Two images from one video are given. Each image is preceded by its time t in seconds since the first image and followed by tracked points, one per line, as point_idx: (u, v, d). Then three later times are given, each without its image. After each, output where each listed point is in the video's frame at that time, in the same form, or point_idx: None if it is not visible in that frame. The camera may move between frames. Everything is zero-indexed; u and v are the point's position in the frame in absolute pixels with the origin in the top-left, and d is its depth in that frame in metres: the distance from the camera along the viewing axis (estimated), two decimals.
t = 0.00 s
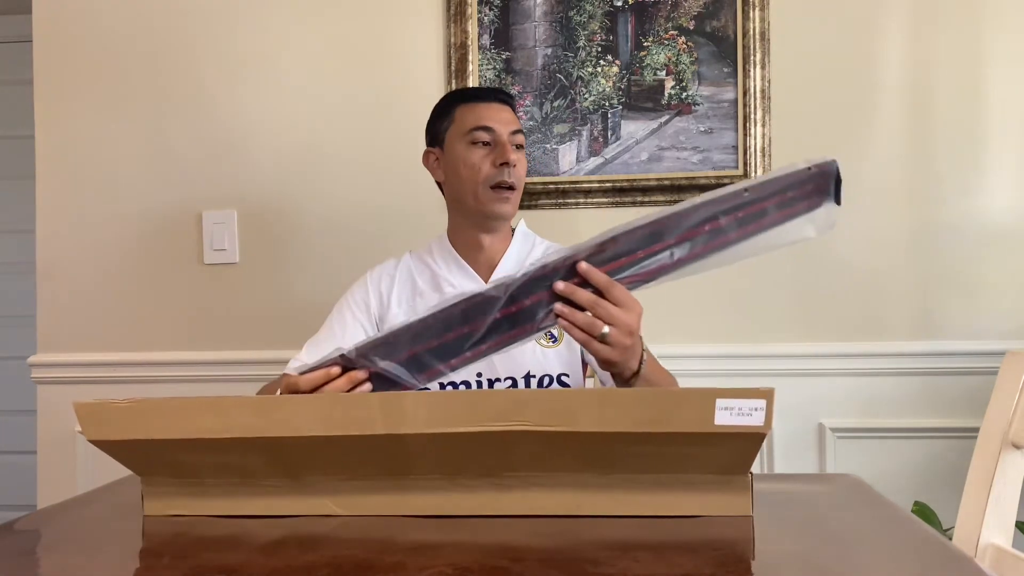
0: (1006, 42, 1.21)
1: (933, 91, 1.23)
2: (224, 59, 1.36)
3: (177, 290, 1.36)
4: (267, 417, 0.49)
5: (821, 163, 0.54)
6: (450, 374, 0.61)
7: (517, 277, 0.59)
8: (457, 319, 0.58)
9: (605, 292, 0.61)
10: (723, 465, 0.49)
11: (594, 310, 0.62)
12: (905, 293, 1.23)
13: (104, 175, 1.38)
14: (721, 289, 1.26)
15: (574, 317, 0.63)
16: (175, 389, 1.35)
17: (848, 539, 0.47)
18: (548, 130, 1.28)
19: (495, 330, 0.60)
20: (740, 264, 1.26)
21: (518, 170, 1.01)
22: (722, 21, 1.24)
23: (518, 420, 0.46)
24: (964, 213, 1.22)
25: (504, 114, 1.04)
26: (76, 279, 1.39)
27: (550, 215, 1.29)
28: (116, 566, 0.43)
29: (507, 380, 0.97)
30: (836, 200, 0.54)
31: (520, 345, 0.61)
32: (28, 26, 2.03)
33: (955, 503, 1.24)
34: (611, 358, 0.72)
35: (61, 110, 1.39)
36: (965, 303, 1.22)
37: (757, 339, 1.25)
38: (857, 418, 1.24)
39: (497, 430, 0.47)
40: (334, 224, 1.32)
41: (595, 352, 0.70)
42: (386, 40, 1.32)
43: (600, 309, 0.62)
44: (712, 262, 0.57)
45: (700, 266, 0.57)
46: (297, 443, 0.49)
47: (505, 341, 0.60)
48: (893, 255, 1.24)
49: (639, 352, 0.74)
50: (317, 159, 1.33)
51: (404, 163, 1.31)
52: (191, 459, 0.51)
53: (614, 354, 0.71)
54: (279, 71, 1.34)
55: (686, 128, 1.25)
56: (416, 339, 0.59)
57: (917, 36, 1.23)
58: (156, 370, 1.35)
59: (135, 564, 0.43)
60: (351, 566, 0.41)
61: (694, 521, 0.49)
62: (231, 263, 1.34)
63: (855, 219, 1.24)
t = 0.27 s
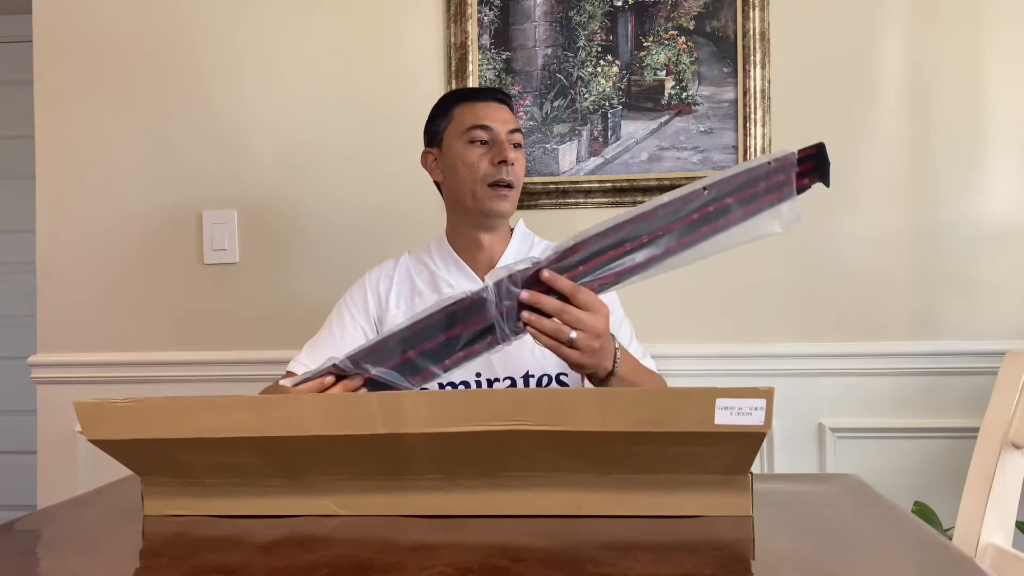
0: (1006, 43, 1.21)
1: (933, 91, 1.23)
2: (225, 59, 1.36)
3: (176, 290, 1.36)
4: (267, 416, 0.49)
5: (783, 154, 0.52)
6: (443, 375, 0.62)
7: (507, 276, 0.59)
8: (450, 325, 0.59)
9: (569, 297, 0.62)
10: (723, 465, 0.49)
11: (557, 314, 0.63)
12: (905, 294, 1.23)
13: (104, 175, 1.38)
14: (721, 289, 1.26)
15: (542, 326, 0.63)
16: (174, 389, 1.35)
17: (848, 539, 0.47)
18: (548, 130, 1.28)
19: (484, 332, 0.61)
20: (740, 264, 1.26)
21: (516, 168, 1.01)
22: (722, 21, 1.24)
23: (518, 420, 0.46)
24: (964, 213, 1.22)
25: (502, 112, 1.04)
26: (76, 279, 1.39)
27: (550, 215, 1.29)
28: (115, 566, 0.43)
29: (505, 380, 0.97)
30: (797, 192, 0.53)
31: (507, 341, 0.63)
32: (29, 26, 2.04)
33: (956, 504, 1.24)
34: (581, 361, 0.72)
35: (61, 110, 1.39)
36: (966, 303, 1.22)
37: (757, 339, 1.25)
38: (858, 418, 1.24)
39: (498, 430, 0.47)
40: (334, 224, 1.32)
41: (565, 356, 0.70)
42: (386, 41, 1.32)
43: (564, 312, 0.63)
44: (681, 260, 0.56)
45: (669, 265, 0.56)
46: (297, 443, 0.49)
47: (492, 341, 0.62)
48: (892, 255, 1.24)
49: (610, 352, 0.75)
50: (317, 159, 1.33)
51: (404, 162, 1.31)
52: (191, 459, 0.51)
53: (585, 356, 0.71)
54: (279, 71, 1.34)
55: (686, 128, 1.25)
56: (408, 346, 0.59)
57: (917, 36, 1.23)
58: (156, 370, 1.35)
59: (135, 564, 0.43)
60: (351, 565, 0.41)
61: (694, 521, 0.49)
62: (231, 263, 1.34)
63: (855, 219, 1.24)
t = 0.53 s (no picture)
0: (1006, 42, 1.21)
1: (933, 91, 1.23)
2: (225, 59, 1.36)
3: (176, 290, 1.36)
4: (267, 416, 0.49)
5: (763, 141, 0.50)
6: (456, 373, 0.62)
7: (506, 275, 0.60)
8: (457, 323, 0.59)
9: (553, 301, 0.61)
10: (723, 465, 0.49)
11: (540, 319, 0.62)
12: (905, 294, 1.23)
13: (104, 175, 1.38)
14: (721, 289, 1.26)
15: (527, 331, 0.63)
16: (174, 389, 1.35)
17: (848, 539, 0.47)
18: (548, 130, 1.28)
19: (493, 326, 0.61)
20: (740, 264, 1.26)
21: (512, 165, 1.00)
22: (722, 21, 1.24)
23: (519, 420, 0.47)
24: (964, 213, 1.22)
25: (498, 111, 1.04)
26: (76, 279, 1.39)
27: (550, 215, 1.29)
28: (115, 566, 0.43)
29: (505, 380, 0.97)
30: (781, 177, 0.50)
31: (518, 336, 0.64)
32: (29, 27, 2.04)
33: (956, 504, 1.24)
34: (565, 365, 0.71)
35: (61, 111, 1.39)
36: (966, 303, 1.22)
37: (757, 338, 1.25)
38: (858, 418, 1.24)
39: (498, 430, 0.47)
40: (334, 224, 1.32)
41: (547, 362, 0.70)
42: (386, 41, 1.32)
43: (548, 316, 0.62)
44: (667, 253, 0.54)
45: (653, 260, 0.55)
46: (297, 443, 0.49)
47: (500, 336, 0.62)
48: (892, 255, 1.24)
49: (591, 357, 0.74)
50: (317, 159, 1.33)
51: (404, 162, 1.31)
52: (191, 459, 0.51)
53: (569, 360, 0.71)
54: (279, 71, 1.34)
55: (686, 128, 1.25)
56: (419, 348, 0.59)
57: (917, 36, 1.23)
58: (156, 370, 1.35)
59: (135, 564, 0.43)
60: (351, 565, 0.41)
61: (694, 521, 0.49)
62: (231, 263, 1.34)
63: (855, 219, 1.24)
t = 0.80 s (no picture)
0: (1006, 42, 1.22)
1: (933, 91, 1.23)
2: (225, 59, 1.36)
3: (176, 290, 1.36)
4: (267, 416, 0.49)
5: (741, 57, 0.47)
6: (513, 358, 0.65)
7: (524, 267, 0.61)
8: (492, 322, 0.62)
9: (569, 290, 0.61)
10: (723, 465, 0.49)
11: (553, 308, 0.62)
12: (905, 294, 1.23)
13: (104, 175, 1.38)
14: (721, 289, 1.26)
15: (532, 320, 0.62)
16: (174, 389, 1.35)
17: (848, 539, 0.47)
18: (548, 130, 1.28)
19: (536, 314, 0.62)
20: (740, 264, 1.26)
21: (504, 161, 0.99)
22: (722, 21, 1.24)
23: (519, 420, 0.47)
24: (964, 213, 1.22)
25: (490, 109, 1.04)
26: (76, 279, 1.39)
27: (550, 215, 1.29)
28: (115, 566, 0.43)
29: (504, 380, 0.97)
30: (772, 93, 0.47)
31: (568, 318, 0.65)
32: (29, 27, 2.04)
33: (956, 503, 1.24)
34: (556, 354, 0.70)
35: (61, 111, 1.39)
36: (966, 303, 1.22)
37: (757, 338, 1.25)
38: (858, 418, 1.24)
39: (498, 430, 0.47)
40: (334, 224, 1.32)
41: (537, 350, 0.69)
42: (386, 41, 1.32)
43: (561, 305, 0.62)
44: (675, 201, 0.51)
45: (663, 208, 0.52)
46: (297, 444, 0.49)
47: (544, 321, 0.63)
48: (892, 255, 1.24)
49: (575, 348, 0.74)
50: (317, 159, 1.33)
51: (404, 162, 1.31)
52: (191, 459, 0.51)
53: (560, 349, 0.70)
54: (279, 71, 1.34)
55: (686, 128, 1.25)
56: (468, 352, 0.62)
57: (917, 37, 1.23)
58: (156, 370, 1.35)
59: (135, 564, 0.43)
60: (351, 566, 0.41)
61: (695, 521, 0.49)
62: (231, 263, 1.34)
63: (855, 219, 1.24)
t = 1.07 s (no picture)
0: (1006, 42, 1.21)
1: (933, 91, 1.23)
2: (225, 59, 1.36)
3: (176, 289, 1.36)
4: (266, 416, 0.49)
5: None
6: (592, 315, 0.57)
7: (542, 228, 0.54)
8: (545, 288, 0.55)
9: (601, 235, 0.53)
10: (723, 465, 0.48)
11: (594, 257, 0.54)
12: (904, 294, 1.23)
13: (104, 175, 1.38)
14: (720, 289, 1.26)
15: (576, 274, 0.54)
16: (174, 389, 1.35)
17: (848, 539, 0.47)
18: (548, 130, 1.28)
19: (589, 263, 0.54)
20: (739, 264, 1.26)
21: (490, 159, 0.99)
22: (722, 21, 1.24)
23: (518, 420, 0.46)
24: (963, 213, 1.22)
25: (478, 108, 1.04)
26: (76, 279, 1.39)
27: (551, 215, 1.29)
28: (115, 566, 0.43)
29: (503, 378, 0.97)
30: None
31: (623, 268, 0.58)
32: (30, 27, 2.04)
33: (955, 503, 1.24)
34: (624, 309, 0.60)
35: (61, 111, 1.39)
36: (965, 304, 1.22)
37: (757, 338, 1.25)
38: (857, 418, 1.24)
39: (497, 430, 0.47)
40: (333, 224, 1.32)
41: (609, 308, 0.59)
42: (386, 41, 1.32)
43: (601, 253, 0.53)
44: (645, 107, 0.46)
45: (639, 133, 0.47)
46: (296, 443, 0.49)
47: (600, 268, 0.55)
48: (892, 255, 1.24)
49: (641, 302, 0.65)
50: (317, 159, 1.33)
51: (404, 162, 1.31)
52: (190, 459, 0.51)
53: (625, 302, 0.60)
54: (279, 71, 1.34)
55: (686, 128, 1.25)
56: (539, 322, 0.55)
57: (917, 36, 1.23)
58: (156, 370, 1.35)
59: (135, 564, 0.43)
60: (351, 566, 0.41)
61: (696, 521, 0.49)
62: (231, 263, 1.34)
63: (855, 219, 1.24)
